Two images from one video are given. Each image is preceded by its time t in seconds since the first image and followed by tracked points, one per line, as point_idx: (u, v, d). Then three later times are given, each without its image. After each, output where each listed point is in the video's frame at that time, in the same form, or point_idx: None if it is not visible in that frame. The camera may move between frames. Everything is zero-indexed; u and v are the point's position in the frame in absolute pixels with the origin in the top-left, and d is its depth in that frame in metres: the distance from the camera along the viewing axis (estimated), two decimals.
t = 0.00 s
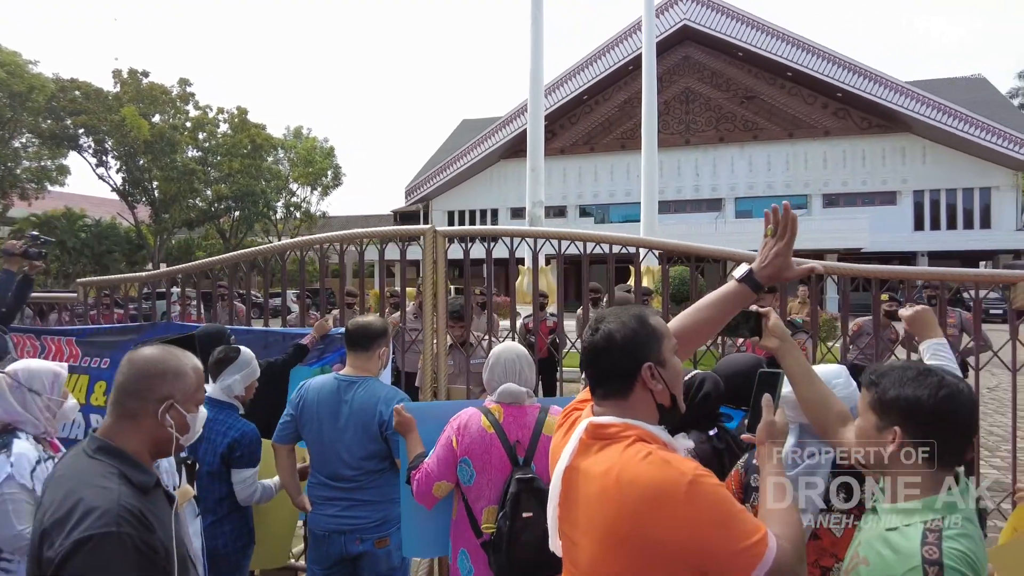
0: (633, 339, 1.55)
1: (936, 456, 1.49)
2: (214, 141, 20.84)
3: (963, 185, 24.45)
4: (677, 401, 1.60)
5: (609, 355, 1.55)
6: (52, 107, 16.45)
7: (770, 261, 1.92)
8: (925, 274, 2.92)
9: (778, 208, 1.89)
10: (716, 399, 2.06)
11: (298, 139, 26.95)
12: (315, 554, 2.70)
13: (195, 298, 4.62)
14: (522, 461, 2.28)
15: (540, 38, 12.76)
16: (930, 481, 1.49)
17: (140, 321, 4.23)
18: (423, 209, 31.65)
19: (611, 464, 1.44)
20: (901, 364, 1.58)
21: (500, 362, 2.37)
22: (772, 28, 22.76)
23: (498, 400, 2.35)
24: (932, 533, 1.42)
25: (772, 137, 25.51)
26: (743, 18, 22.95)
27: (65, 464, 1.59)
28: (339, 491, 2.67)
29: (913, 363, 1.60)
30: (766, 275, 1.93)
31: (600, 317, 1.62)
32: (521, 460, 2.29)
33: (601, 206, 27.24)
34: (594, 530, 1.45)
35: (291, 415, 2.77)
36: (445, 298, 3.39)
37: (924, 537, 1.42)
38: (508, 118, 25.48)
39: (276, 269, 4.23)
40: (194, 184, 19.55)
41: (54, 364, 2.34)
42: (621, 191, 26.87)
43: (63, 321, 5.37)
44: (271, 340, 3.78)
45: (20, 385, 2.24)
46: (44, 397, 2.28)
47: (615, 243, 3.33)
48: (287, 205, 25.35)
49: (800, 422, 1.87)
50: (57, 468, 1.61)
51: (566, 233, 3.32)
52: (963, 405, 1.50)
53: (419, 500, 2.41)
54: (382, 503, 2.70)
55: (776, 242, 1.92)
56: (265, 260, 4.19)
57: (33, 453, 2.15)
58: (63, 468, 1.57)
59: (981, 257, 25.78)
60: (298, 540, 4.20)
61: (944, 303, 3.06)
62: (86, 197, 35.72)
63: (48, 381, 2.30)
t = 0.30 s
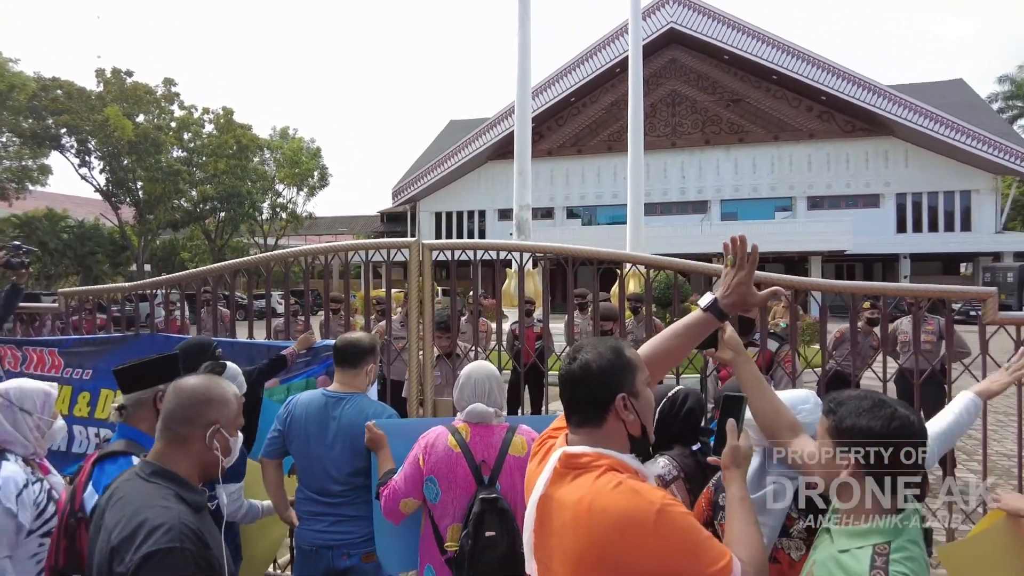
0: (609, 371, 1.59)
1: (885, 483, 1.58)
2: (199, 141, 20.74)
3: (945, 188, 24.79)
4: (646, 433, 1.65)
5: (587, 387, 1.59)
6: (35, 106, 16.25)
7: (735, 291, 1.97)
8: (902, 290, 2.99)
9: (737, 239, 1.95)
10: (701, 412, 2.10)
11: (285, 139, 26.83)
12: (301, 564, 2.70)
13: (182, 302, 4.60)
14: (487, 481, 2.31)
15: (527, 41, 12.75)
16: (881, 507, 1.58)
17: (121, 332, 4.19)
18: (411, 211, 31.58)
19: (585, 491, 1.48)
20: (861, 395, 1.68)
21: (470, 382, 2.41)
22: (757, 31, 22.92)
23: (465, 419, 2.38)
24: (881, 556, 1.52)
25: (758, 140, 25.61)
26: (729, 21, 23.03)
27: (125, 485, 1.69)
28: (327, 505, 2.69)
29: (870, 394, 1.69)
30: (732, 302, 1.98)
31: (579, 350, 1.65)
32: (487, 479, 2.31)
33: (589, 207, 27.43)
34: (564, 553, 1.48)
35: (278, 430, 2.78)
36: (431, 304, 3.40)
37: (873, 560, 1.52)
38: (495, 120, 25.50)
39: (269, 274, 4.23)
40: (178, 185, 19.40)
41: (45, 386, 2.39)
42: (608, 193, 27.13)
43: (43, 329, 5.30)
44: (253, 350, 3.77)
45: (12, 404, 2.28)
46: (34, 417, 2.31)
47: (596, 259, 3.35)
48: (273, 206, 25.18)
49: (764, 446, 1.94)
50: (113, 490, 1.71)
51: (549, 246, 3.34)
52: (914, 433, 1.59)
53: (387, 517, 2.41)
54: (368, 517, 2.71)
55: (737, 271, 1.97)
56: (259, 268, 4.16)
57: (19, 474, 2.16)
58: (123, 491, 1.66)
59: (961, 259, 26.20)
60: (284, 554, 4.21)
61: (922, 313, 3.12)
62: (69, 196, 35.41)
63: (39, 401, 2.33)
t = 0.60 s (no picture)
0: (581, 393, 1.61)
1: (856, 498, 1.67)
2: (188, 141, 20.64)
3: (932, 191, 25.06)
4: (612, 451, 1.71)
5: (560, 407, 1.60)
6: (21, 106, 16.09)
7: (646, 295, 2.10)
8: (885, 299, 3.07)
9: (646, 248, 2.10)
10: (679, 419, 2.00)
11: (275, 139, 26.71)
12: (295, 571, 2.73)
13: (173, 307, 4.59)
14: (469, 490, 2.36)
15: (518, 43, 12.78)
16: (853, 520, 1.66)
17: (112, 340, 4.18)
18: (401, 212, 31.55)
19: (564, 512, 1.51)
20: (827, 415, 1.77)
21: (453, 393, 2.46)
22: (747, 35, 23.08)
23: (448, 429, 2.42)
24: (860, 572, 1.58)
25: (747, 143, 25.78)
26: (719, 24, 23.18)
27: (202, 475, 1.88)
28: (319, 514, 2.70)
29: (838, 410, 1.79)
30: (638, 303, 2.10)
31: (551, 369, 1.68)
32: (469, 488, 2.36)
33: (579, 209, 27.54)
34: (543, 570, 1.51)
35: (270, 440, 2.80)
36: (422, 310, 3.43)
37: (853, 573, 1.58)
38: (486, 121, 25.52)
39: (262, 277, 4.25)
40: (167, 186, 19.28)
41: (27, 402, 2.36)
42: (598, 195, 27.25)
43: (31, 334, 5.27)
44: (245, 359, 3.78)
45: None
46: (14, 435, 2.30)
47: (584, 267, 3.39)
48: (263, 206, 25.07)
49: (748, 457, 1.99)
50: (186, 481, 1.89)
51: (540, 254, 3.38)
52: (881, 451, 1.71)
53: (370, 527, 2.43)
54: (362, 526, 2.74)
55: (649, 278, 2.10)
56: (256, 273, 4.18)
57: (16, 489, 2.22)
58: (202, 481, 1.86)
59: (948, 260, 26.49)
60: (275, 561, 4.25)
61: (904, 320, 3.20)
62: (57, 196, 35.19)
63: (21, 418, 2.32)
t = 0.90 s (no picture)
0: (591, 393, 1.64)
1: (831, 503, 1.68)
2: (184, 141, 20.61)
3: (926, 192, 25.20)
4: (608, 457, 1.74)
5: (574, 406, 1.61)
6: (14, 105, 16.06)
7: (548, 290, 2.04)
8: (878, 301, 3.09)
9: (547, 245, 2.01)
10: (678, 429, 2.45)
11: (271, 139, 26.69)
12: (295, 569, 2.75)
13: (168, 307, 4.57)
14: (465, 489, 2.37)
15: (513, 44, 12.81)
16: (833, 521, 1.66)
17: (107, 341, 4.16)
18: (397, 212, 31.53)
19: (591, 510, 1.51)
20: (794, 421, 1.79)
21: (446, 396, 2.44)
22: (742, 36, 23.16)
23: (443, 431, 2.43)
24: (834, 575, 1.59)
25: (742, 143, 25.85)
26: (714, 25, 23.26)
27: (242, 466, 1.96)
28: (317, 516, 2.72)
29: (805, 417, 1.80)
30: (541, 295, 2.04)
31: (559, 368, 1.68)
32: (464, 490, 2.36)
33: (575, 209, 27.57)
34: (562, 567, 1.51)
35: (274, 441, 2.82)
36: (418, 311, 3.44)
37: None
38: (481, 121, 25.55)
39: (259, 278, 4.24)
40: (162, 185, 19.24)
41: (21, 405, 2.36)
42: (594, 195, 27.28)
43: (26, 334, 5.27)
44: (241, 360, 3.77)
45: None
46: (7, 439, 2.30)
47: (581, 271, 3.40)
48: (259, 207, 25.02)
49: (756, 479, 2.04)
50: (226, 471, 1.96)
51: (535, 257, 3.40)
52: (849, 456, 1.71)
53: (366, 528, 2.44)
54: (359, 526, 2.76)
55: (547, 270, 2.05)
56: (253, 274, 4.17)
57: (10, 492, 2.23)
58: (245, 471, 1.94)
59: (942, 260, 26.62)
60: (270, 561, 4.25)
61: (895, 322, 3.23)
62: (51, 196, 35.09)
63: (15, 423, 2.32)
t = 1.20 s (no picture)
0: (617, 389, 1.69)
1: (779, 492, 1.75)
2: (177, 140, 20.54)
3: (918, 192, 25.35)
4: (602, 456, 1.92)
5: (601, 405, 1.65)
6: (6, 103, 15.97)
7: (496, 285, 1.99)
8: (869, 301, 3.11)
9: (509, 244, 1.97)
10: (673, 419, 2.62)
11: (264, 138, 26.59)
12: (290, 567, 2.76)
13: (161, 308, 4.55)
14: (458, 487, 2.38)
15: (507, 44, 12.78)
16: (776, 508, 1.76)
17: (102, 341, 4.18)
18: (392, 211, 31.48)
19: (637, 501, 1.61)
20: (746, 413, 1.84)
21: (444, 395, 2.47)
22: (736, 36, 23.20)
23: (437, 428, 2.44)
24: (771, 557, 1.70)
25: (736, 143, 25.92)
26: (708, 25, 23.30)
27: (272, 459, 2.01)
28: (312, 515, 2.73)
29: (753, 410, 1.85)
30: (500, 295, 2.00)
31: (583, 366, 1.71)
32: (458, 485, 2.38)
33: (569, 209, 27.60)
34: (605, 555, 1.58)
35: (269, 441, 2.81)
36: (412, 311, 3.44)
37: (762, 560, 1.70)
38: (476, 121, 25.54)
39: (252, 277, 4.22)
40: (156, 185, 19.14)
41: (14, 403, 2.38)
42: (588, 195, 27.33)
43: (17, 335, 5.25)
44: (236, 360, 3.75)
45: None
46: None
47: (575, 270, 3.41)
48: (252, 206, 24.93)
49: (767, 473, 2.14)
50: (258, 465, 2.00)
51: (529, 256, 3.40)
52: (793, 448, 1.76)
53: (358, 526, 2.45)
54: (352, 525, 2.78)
55: (502, 270, 1.99)
56: (246, 274, 4.15)
57: None
58: (279, 464, 1.99)
59: (934, 260, 26.76)
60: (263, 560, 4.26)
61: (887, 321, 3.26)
62: (42, 195, 34.89)
63: (8, 420, 2.33)
